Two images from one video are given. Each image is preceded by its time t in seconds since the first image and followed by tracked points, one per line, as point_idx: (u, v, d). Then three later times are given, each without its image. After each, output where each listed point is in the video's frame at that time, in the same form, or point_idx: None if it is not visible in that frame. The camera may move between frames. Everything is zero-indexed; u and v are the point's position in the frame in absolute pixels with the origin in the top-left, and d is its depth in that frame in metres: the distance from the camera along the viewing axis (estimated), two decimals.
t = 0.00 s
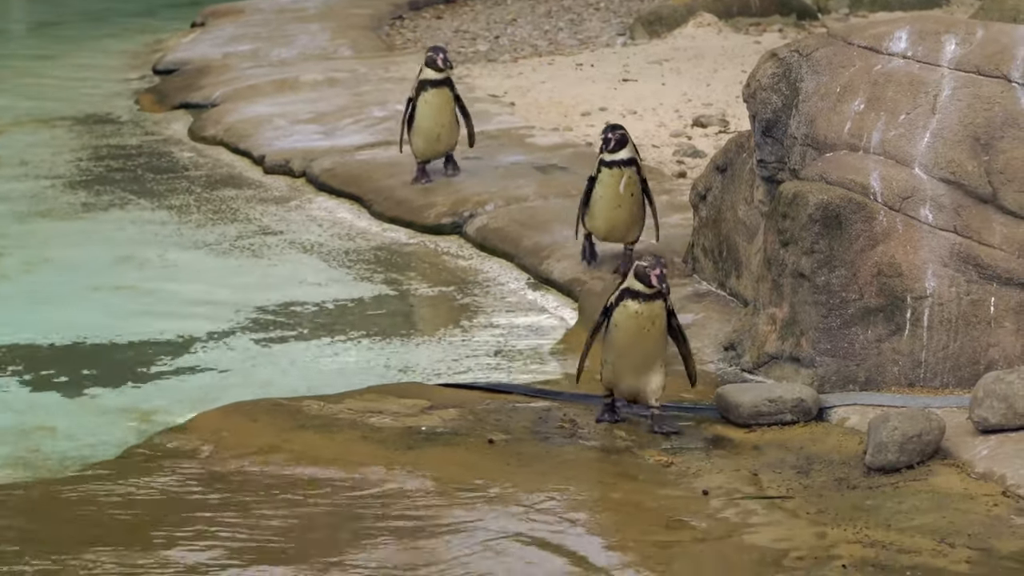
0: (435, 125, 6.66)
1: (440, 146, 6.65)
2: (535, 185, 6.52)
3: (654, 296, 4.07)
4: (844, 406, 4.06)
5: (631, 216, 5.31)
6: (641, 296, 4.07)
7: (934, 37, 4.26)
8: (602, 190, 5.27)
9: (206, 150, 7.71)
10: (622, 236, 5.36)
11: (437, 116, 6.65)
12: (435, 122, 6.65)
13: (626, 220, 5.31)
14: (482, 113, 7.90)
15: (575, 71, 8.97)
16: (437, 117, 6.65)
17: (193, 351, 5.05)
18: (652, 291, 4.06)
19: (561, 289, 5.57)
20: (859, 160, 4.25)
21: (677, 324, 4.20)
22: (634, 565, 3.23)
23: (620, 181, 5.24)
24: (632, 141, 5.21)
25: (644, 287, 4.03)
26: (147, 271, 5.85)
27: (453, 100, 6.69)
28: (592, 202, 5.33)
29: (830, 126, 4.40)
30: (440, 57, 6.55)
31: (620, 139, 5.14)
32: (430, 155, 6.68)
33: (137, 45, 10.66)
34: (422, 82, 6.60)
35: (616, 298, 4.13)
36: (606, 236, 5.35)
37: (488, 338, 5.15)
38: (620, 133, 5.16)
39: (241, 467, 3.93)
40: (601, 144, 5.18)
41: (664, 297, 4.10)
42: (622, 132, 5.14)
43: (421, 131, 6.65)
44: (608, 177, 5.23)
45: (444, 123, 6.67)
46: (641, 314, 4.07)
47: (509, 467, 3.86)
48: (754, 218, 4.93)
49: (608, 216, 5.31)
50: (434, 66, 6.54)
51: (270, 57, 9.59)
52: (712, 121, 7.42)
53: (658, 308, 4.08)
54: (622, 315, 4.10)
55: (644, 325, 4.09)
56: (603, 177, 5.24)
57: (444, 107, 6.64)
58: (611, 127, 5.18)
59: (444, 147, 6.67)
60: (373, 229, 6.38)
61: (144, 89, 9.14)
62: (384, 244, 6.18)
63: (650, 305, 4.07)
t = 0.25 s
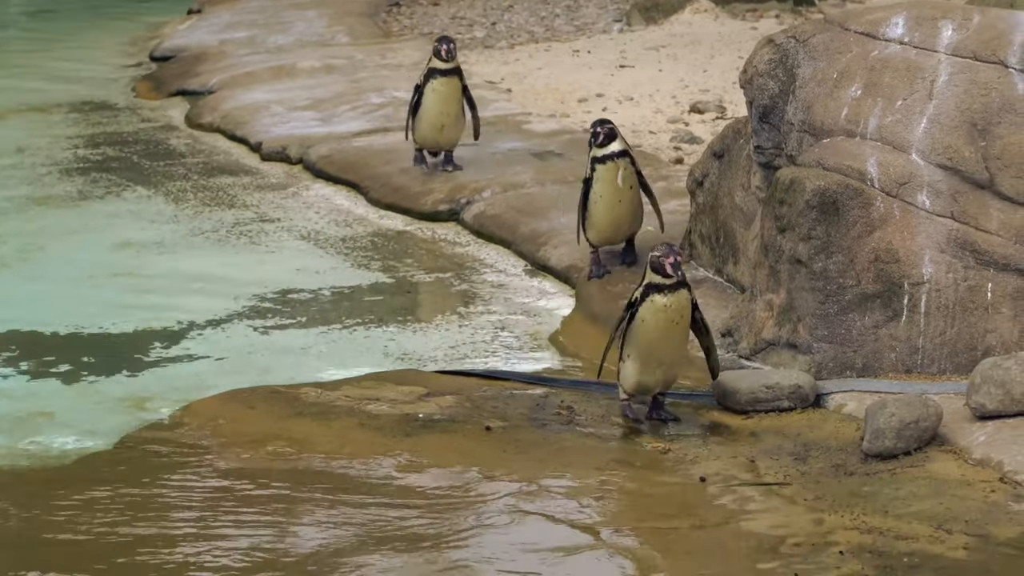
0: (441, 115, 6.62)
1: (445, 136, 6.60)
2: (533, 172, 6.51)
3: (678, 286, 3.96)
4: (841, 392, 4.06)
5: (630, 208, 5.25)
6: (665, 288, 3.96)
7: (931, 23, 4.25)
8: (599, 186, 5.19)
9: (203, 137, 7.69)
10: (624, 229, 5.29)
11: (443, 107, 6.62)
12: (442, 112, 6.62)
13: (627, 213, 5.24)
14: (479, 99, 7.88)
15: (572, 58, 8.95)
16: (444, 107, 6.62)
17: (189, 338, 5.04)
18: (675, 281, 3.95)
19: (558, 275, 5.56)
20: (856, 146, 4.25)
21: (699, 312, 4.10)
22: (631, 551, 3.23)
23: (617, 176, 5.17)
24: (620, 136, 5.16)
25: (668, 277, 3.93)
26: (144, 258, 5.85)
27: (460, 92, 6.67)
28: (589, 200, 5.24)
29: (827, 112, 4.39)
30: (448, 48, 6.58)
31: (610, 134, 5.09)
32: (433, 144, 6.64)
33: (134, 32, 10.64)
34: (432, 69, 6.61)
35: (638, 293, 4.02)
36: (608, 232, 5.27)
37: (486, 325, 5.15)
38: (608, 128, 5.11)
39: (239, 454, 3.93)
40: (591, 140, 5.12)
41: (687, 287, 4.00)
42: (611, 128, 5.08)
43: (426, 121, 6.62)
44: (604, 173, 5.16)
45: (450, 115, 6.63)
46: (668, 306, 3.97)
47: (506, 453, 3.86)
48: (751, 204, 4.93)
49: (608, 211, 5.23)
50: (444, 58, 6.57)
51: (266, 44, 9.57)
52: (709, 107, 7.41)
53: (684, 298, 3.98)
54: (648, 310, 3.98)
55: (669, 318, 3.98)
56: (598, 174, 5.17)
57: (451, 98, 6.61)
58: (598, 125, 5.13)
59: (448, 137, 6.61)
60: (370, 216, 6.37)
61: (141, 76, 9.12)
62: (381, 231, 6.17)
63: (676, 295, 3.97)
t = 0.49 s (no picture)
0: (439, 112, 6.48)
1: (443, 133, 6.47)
2: (529, 160, 6.50)
3: (679, 291, 3.86)
4: (838, 380, 4.06)
5: (631, 210, 5.15)
6: (666, 293, 3.85)
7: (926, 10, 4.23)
8: (603, 181, 5.12)
9: (199, 125, 7.68)
10: (624, 230, 5.21)
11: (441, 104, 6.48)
12: (439, 110, 6.48)
13: (626, 215, 5.15)
14: (476, 88, 7.87)
15: (568, 46, 8.93)
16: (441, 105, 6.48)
17: (185, 326, 5.04)
18: (677, 285, 3.85)
19: (554, 264, 5.56)
20: (852, 134, 4.25)
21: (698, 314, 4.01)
22: (628, 539, 3.24)
23: (623, 175, 5.07)
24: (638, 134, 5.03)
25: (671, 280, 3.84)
26: (141, 246, 5.84)
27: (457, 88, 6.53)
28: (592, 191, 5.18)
29: (823, 100, 4.40)
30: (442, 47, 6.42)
31: (627, 133, 4.97)
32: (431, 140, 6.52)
33: (130, 21, 10.62)
34: (426, 69, 6.46)
35: (638, 301, 3.91)
36: (608, 227, 5.22)
37: (482, 313, 5.14)
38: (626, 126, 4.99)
39: (235, 443, 3.92)
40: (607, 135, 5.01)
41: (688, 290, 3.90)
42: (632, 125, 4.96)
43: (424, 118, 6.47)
44: (610, 169, 5.07)
45: (447, 112, 6.49)
46: (669, 312, 3.86)
47: (502, 441, 3.86)
48: (747, 192, 4.92)
49: (608, 207, 5.16)
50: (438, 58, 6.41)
51: (263, 32, 9.55)
52: (705, 96, 7.40)
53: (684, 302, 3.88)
54: (650, 317, 3.88)
55: (669, 321, 3.87)
56: (604, 169, 5.09)
57: (449, 95, 6.48)
58: (621, 119, 5.01)
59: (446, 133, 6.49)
60: (366, 204, 6.37)
61: (137, 65, 9.10)
62: (377, 219, 6.17)
63: (677, 300, 3.87)
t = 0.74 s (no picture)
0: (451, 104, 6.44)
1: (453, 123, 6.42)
2: (525, 148, 6.49)
3: (697, 284, 3.75)
4: (834, 367, 4.06)
5: (633, 203, 5.11)
6: (683, 284, 3.75)
7: None
8: (601, 182, 5.05)
9: (195, 113, 7.67)
10: (628, 225, 5.15)
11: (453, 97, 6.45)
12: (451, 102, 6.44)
13: (630, 207, 5.11)
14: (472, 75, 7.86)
15: (564, 33, 8.92)
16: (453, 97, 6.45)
17: (181, 314, 5.03)
18: (695, 278, 3.74)
19: (550, 251, 5.55)
20: (848, 122, 4.25)
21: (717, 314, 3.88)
22: (625, 525, 3.25)
23: (619, 170, 5.04)
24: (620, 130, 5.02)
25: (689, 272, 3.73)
26: (137, 234, 5.83)
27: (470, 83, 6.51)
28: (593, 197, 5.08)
29: (820, 88, 4.39)
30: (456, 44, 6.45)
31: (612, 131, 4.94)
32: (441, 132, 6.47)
33: (126, 10, 10.60)
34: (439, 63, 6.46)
35: (655, 289, 3.80)
36: (615, 228, 5.12)
37: (479, 300, 5.14)
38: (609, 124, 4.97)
39: (230, 431, 3.92)
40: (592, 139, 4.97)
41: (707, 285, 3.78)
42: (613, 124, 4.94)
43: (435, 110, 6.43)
44: (605, 168, 5.02)
45: (459, 105, 6.46)
46: (685, 304, 3.75)
47: (497, 428, 3.87)
48: (743, 179, 4.92)
49: (613, 207, 5.08)
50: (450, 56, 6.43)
51: (259, 20, 9.53)
52: (701, 83, 7.39)
53: (702, 297, 3.76)
54: (664, 306, 3.77)
55: (684, 315, 3.76)
56: (600, 170, 5.03)
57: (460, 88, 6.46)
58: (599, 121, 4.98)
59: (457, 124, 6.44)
60: (362, 192, 6.36)
61: (133, 52, 9.09)
62: (373, 207, 6.16)
63: (694, 293, 3.75)
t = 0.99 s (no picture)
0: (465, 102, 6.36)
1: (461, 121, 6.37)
2: (523, 139, 6.48)
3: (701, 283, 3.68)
4: (831, 356, 4.06)
5: (631, 207, 4.98)
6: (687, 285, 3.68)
7: None
8: (603, 176, 4.95)
9: (192, 103, 7.65)
10: (623, 228, 5.03)
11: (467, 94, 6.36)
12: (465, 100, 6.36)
13: (625, 211, 4.98)
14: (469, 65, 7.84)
15: (562, 23, 8.91)
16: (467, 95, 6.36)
17: (178, 304, 5.03)
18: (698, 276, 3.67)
19: (547, 241, 5.54)
20: (845, 112, 4.24)
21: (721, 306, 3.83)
22: (622, 515, 3.25)
23: (621, 171, 4.91)
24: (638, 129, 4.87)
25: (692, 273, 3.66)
26: (133, 224, 5.82)
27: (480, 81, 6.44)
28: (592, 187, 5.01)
29: (816, 77, 4.38)
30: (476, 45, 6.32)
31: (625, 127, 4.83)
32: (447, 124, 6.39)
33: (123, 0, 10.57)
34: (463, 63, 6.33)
35: (659, 294, 3.74)
36: (606, 224, 5.04)
37: (476, 290, 5.14)
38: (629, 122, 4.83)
39: (226, 422, 3.91)
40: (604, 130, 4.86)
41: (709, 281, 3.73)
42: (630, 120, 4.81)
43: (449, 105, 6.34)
44: (608, 164, 4.92)
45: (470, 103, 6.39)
46: (692, 305, 3.69)
47: (495, 418, 3.86)
48: (740, 169, 4.92)
49: (607, 205, 4.99)
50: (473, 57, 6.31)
51: (256, 10, 9.51)
52: (699, 73, 7.38)
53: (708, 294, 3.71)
54: (672, 310, 3.71)
55: (693, 315, 3.71)
56: (603, 164, 4.94)
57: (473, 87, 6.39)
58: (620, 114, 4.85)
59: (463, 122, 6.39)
60: (360, 182, 6.35)
61: (130, 43, 9.06)
62: (370, 196, 6.15)
63: (699, 292, 3.69)
